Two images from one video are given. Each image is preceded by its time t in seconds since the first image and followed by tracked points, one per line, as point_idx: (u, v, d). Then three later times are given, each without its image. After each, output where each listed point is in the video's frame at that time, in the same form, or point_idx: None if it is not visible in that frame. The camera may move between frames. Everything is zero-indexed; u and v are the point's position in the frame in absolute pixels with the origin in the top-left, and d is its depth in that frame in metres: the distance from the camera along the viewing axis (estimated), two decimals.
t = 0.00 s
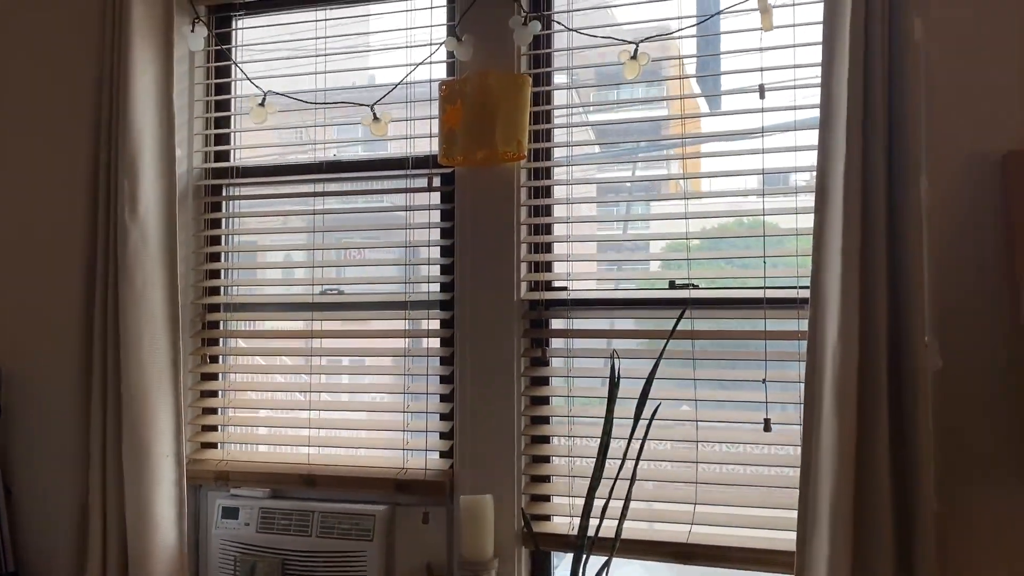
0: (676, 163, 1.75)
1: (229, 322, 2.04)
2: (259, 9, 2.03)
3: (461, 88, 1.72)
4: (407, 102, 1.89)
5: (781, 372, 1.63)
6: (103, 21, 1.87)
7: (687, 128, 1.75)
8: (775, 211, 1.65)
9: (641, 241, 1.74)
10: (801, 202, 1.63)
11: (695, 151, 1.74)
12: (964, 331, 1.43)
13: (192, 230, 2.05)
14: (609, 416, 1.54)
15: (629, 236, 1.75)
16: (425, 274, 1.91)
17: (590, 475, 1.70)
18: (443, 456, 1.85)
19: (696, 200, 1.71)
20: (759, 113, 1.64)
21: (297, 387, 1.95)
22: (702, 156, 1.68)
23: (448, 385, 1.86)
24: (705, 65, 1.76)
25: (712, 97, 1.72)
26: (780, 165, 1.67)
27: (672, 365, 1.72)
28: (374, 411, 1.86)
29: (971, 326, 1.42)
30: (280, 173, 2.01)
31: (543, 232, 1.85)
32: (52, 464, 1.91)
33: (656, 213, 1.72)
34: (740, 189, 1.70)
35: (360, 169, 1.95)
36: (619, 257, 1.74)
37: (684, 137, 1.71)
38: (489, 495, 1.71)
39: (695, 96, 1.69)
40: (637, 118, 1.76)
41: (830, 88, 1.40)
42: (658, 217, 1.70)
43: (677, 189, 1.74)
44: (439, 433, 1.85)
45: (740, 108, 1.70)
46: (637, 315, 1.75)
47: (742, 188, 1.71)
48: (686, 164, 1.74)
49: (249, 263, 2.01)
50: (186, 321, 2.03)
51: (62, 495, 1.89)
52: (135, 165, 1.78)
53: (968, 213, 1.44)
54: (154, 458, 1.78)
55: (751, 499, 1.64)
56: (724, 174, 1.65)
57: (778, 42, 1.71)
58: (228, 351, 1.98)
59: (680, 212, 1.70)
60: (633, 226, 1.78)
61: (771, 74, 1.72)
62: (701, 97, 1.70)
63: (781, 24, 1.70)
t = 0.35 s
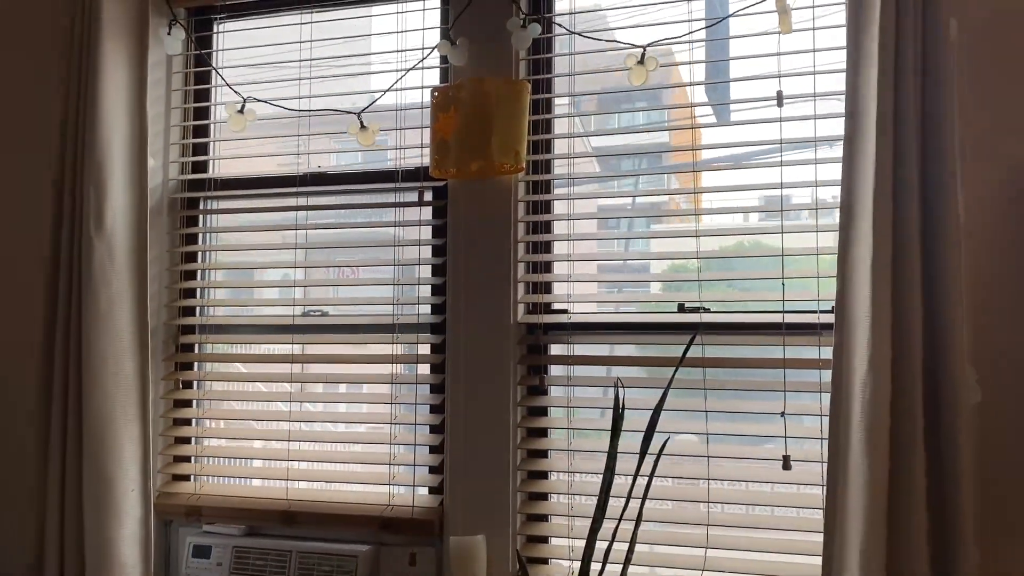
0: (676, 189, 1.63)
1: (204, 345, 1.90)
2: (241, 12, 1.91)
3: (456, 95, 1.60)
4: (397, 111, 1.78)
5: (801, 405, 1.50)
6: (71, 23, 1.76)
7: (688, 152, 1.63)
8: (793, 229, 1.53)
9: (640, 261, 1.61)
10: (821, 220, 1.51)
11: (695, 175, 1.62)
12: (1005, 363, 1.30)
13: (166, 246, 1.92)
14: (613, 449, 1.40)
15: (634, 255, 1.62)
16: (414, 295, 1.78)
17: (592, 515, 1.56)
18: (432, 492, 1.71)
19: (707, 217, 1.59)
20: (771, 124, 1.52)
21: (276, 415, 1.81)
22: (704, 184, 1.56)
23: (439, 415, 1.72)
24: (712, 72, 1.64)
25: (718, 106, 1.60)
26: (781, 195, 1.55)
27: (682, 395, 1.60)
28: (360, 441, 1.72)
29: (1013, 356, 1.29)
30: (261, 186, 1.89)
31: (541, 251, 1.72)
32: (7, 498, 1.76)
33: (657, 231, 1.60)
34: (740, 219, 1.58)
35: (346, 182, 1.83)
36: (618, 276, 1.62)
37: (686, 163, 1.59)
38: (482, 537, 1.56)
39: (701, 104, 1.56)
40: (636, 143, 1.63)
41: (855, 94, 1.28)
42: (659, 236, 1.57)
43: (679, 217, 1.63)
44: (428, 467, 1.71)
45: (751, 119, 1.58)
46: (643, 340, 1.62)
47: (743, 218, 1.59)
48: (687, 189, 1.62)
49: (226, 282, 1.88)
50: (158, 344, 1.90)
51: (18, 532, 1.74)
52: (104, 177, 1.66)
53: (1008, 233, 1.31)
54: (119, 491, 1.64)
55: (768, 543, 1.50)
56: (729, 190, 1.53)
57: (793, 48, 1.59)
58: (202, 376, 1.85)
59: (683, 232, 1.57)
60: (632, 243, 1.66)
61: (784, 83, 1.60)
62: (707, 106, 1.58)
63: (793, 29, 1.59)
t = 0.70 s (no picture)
0: (669, 212, 1.51)
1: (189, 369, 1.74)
2: (233, 9, 1.77)
3: (467, 98, 1.46)
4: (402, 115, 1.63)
5: (854, 441, 1.35)
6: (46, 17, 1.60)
7: (700, 171, 1.51)
8: (843, 245, 1.39)
9: (634, 282, 1.49)
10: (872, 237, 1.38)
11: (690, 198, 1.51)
12: None
13: (149, 262, 1.76)
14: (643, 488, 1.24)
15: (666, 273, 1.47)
16: (420, 316, 1.62)
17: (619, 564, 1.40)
18: (438, 535, 1.54)
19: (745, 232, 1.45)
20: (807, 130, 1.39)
21: (266, 448, 1.64)
22: (697, 206, 1.45)
23: (446, 449, 1.56)
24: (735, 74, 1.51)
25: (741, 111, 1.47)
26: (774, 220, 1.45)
27: (720, 429, 1.45)
28: (359, 478, 1.55)
29: None
30: (254, 197, 1.74)
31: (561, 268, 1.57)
32: None
33: (655, 249, 1.47)
34: (734, 243, 1.48)
35: (346, 193, 1.68)
36: (616, 298, 1.50)
37: (679, 184, 1.47)
38: None
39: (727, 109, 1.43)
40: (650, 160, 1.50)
41: (920, 108, 1.17)
42: (684, 253, 1.44)
43: (671, 241, 1.51)
44: (434, 507, 1.54)
45: (792, 126, 1.44)
46: (675, 367, 1.46)
47: (737, 241, 1.48)
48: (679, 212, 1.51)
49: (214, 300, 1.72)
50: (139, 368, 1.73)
51: None
52: (79, 185, 1.50)
53: None
54: (90, 534, 1.48)
55: None
56: (759, 204, 1.40)
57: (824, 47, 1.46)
58: (186, 404, 1.68)
59: (673, 252, 1.45)
60: (627, 263, 1.54)
61: (815, 85, 1.47)
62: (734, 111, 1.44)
63: (822, 27, 1.47)
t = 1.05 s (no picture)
0: (651, 235, 1.42)
1: (165, 406, 1.57)
2: (219, 11, 1.63)
3: (475, 107, 1.32)
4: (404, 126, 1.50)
5: (909, 490, 1.23)
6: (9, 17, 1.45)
7: (733, 192, 1.39)
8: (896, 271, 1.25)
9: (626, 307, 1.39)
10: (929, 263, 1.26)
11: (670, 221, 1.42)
12: None
13: (121, 287, 1.59)
14: (674, 547, 1.12)
15: (698, 301, 1.32)
16: (422, 347, 1.47)
17: None
18: None
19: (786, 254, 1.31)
20: (840, 144, 1.28)
21: (249, 494, 1.48)
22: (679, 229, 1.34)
23: (450, 496, 1.41)
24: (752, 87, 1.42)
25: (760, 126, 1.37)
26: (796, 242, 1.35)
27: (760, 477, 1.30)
28: (353, 530, 1.39)
29: None
30: (240, 216, 1.59)
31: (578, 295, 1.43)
32: None
33: (686, 275, 1.34)
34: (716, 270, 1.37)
35: (342, 212, 1.53)
36: (639, 329, 1.33)
37: (692, 203, 1.34)
38: None
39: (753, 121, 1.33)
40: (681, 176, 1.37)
41: (989, 117, 1.09)
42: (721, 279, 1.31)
43: (655, 266, 1.42)
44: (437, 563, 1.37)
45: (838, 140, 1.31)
46: (710, 404, 1.29)
47: (719, 268, 1.37)
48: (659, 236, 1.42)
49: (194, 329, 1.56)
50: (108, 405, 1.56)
51: None
52: (42, 203, 1.35)
53: None
54: None
55: None
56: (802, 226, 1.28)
57: (846, 57, 1.38)
58: (161, 445, 1.52)
59: (672, 278, 1.33)
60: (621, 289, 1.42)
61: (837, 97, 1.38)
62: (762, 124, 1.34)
63: (844, 35, 1.37)
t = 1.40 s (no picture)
0: (620, 256, 1.31)
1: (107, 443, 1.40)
2: (177, 7, 1.49)
3: (460, 110, 1.19)
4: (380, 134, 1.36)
5: (949, 540, 1.09)
6: None
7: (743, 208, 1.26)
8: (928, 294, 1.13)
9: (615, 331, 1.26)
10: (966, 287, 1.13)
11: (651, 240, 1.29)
12: None
13: (61, 310, 1.42)
14: None
15: (708, 327, 1.19)
16: (398, 378, 1.32)
17: None
18: None
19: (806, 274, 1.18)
20: (858, 154, 1.17)
21: (200, 544, 1.30)
22: (661, 247, 1.22)
23: (428, 546, 1.25)
24: (754, 94, 1.32)
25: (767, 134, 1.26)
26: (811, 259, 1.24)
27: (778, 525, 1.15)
28: None
29: None
30: (196, 231, 1.43)
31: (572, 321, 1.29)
32: None
33: (694, 299, 1.21)
34: (687, 293, 1.27)
35: (310, 227, 1.39)
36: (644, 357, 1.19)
37: (700, 219, 1.21)
38: None
39: (753, 129, 1.22)
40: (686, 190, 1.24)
41: None
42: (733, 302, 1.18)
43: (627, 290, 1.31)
44: None
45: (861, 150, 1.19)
46: (722, 443, 1.15)
47: (704, 292, 1.27)
48: (631, 256, 1.31)
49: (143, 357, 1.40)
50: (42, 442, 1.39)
51: None
52: None
53: None
54: None
55: None
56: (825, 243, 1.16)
57: (857, 63, 1.28)
58: (101, 488, 1.34)
59: (680, 300, 1.20)
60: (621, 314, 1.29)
61: (849, 106, 1.27)
62: (765, 132, 1.23)
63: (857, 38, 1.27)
